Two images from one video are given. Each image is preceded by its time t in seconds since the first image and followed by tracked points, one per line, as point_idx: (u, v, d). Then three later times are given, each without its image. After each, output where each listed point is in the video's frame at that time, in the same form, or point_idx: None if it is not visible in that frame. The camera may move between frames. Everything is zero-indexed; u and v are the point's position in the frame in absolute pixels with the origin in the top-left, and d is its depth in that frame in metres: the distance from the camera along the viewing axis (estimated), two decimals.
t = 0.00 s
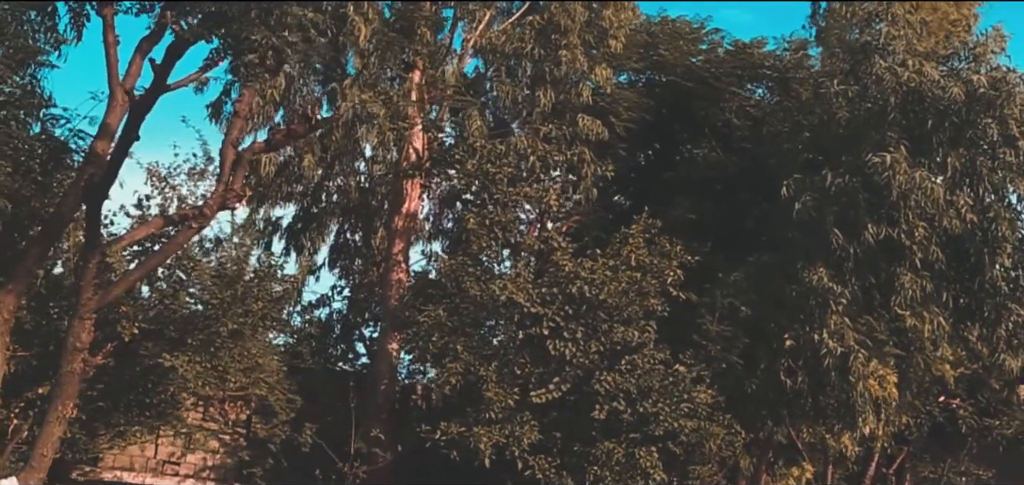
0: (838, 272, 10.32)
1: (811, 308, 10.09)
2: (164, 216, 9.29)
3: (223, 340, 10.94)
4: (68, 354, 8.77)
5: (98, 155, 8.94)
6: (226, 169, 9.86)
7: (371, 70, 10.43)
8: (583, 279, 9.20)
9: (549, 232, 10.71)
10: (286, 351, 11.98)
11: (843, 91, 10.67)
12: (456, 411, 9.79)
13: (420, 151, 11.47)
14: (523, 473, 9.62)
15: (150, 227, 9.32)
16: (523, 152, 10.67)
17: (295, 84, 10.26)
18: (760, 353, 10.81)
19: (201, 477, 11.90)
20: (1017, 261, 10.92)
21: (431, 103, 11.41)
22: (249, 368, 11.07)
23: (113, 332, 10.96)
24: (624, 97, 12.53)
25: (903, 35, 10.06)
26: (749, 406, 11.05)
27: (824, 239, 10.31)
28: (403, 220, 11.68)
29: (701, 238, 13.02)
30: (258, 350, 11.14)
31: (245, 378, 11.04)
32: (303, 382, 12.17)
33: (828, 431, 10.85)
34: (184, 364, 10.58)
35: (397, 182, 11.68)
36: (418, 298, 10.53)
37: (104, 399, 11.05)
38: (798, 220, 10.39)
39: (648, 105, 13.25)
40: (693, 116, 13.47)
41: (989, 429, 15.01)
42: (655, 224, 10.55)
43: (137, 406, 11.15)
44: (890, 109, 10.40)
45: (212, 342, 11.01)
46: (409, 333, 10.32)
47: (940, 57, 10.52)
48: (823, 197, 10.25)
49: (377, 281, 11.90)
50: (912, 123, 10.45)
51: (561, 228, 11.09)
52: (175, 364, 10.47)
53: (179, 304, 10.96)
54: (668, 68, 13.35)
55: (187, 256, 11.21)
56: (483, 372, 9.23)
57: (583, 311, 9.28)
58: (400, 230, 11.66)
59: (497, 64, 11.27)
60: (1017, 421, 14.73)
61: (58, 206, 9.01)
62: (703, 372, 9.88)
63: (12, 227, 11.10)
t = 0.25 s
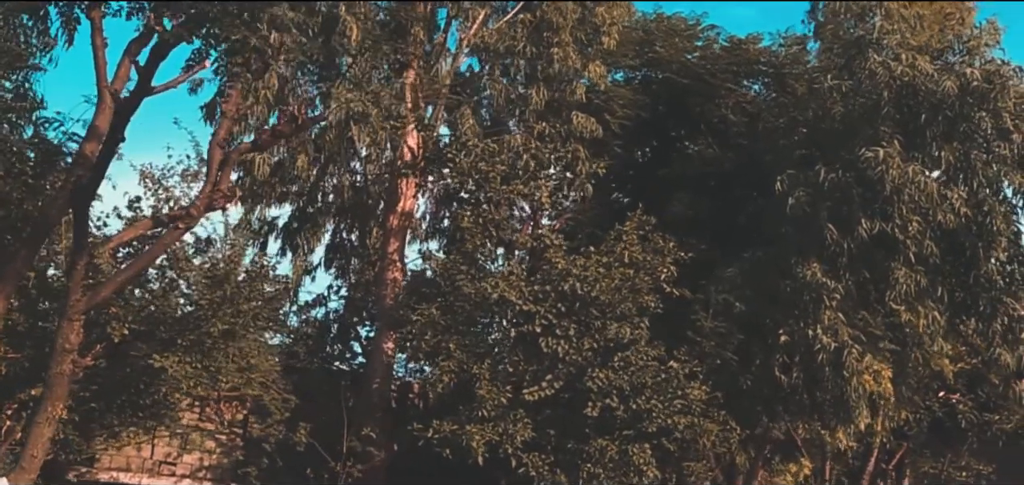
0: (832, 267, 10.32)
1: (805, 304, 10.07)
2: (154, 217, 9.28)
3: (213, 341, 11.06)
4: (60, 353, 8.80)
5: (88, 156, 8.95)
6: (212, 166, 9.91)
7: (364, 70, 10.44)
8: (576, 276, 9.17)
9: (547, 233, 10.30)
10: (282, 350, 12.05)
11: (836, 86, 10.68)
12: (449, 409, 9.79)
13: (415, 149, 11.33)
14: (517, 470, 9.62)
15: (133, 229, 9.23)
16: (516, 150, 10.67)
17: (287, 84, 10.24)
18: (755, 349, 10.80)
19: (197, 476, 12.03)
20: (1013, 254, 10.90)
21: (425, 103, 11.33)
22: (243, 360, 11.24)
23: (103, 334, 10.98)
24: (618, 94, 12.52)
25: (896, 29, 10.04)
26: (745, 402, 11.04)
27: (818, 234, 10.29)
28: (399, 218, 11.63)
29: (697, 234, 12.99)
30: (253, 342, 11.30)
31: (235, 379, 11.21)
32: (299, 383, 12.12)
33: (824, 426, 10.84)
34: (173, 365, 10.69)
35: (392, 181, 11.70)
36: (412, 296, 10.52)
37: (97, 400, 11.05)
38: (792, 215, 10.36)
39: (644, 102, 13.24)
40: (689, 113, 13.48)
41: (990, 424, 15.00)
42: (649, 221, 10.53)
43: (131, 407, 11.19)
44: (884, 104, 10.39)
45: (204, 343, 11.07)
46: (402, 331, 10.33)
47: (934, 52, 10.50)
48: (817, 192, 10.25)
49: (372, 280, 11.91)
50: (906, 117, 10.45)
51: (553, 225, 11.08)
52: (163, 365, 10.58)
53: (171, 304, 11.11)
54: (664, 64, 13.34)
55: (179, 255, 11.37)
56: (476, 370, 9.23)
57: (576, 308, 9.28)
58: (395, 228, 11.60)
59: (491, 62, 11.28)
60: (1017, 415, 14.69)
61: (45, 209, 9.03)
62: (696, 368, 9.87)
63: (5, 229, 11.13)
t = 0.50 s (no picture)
0: (825, 261, 10.31)
1: (797, 298, 10.05)
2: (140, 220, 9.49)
3: (204, 341, 10.98)
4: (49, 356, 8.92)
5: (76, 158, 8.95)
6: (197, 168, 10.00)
7: (355, 68, 10.43)
8: (567, 273, 9.17)
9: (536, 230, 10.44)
10: (277, 349, 12.00)
11: (829, 79, 10.65)
12: (441, 406, 9.79)
13: (409, 146, 11.23)
14: (510, 467, 9.63)
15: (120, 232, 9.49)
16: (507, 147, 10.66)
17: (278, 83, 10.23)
18: (749, 343, 10.79)
19: (194, 477, 11.90)
20: (1006, 246, 10.89)
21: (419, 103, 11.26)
22: (238, 360, 11.21)
23: (93, 335, 10.95)
24: (611, 89, 12.51)
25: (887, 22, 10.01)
26: (739, 396, 11.04)
27: (810, 228, 10.30)
28: (393, 216, 11.61)
29: (691, 230, 12.97)
30: (247, 342, 11.30)
31: (227, 379, 11.11)
32: (295, 381, 12.14)
33: (818, 420, 10.83)
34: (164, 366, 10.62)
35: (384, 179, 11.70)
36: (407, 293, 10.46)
37: (89, 402, 11.03)
38: (784, 209, 10.41)
39: (638, 98, 13.22)
40: (684, 108, 13.47)
41: (988, 415, 14.97)
42: (641, 216, 10.51)
43: (123, 408, 11.13)
44: (875, 97, 10.38)
45: (196, 344, 11.03)
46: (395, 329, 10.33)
47: (925, 44, 10.47)
48: (809, 186, 10.27)
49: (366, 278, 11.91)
50: (898, 110, 10.44)
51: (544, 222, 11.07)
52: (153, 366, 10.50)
53: (160, 306, 11.03)
54: (659, 59, 13.30)
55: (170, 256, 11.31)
56: (468, 368, 9.23)
57: (567, 305, 9.27)
58: (389, 226, 11.58)
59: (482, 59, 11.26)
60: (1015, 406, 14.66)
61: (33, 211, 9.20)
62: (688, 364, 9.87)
63: None
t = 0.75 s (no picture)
0: (814, 254, 10.35)
1: (787, 292, 10.07)
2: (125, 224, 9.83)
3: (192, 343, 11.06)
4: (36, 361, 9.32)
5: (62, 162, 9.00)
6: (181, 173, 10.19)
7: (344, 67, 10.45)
8: (555, 270, 9.21)
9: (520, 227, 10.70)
10: (271, 349, 11.91)
11: (819, 72, 10.64)
12: (432, 405, 9.84)
13: (400, 142, 11.04)
14: (501, 463, 9.66)
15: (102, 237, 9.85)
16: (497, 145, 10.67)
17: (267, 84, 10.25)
18: (740, 337, 10.83)
19: (189, 477, 11.89)
20: (997, 237, 10.90)
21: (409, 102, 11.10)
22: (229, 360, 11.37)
23: (82, 339, 10.98)
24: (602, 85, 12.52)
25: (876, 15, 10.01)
26: (731, 390, 11.06)
27: (800, 222, 10.31)
28: (384, 214, 11.77)
29: (685, 224, 12.96)
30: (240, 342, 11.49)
31: (214, 381, 11.25)
32: (288, 381, 12.02)
33: (811, 413, 10.87)
34: (148, 368, 10.76)
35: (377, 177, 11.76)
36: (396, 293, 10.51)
37: (79, 405, 11.28)
38: (775, 203, 10.35)
39: (630, 92, 13.23)
40: (676, 102, 13.44)
41: (985, 405, 14.98)
42: (631, 212, 10.53)
43: (115, 410, 11.33)
44: (864, 91, 10.38)
45: (186, 346, 11.10)
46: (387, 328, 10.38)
47: (914, 37, 10.45)
48: (799, 180, 10.25)
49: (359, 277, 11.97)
50: (887, 103, 10.43)
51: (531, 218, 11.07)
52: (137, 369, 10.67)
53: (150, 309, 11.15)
54: (650, 54, 13.32)
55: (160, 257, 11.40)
56: (459, 366, 9.27)
57: (556, 302, 9.30)
58: (381, 225, 11.74)
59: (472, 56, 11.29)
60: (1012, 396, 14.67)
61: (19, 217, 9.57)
62: (677, 358, 9.90)
63: None
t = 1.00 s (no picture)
0: (801, 248, 10.41)
1: (774, 286, 10.10)
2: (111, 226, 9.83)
3: (181, 343, 10.96)
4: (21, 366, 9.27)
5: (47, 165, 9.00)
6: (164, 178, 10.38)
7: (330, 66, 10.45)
8: (542, 267, 9.23)
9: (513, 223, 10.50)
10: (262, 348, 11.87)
11: (806, 66, 10.54)
12: (421, 402, 9.87)
13: (388, 139, 11.20)
14: (491, 460, 9.70)
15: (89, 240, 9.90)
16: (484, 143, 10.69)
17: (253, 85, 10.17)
18: (729, 332, 10.87)
19: (182, 477, 11.95)
20: (984, 228, 10.93)
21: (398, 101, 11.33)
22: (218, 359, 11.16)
23: (70, 342, 10.95)
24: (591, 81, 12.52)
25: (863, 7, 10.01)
26: (721, 383, 11.08)
27: (787, 216, 10.37)
28: (373, 213, 11.75)
29: (675, 219, 12.92)
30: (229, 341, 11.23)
31: (206, 381, 11.12)
32: (279, 381, 12.00)
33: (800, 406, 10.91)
34: (137, 370, 10.63)
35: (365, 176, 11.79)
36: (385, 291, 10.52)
37: (68, 407, 11.31)
38: (761, 197, 10.40)
39: (619, 88, 13.23)
40: (665, 94, 13.35)
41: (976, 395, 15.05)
42: (619, 208, 10.52)
43: (104, 412, 11.37)
44: (851, 83, 10.41)
45: (174, 347, 11.00)
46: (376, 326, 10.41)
47: (900, 29, 10.46)
48: (786, 173, 10.28)
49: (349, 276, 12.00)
50: (874, 95, 10.46)
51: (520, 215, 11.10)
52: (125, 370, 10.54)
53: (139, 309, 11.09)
54: (638, 49, 13.24)
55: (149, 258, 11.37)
56: (447, 364, 9.30)
57: (544, 299, 9.32)
58: (370, 223, 11.66)
59: (459, 53, 11.28)
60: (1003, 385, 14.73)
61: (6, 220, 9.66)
62: (665, 353, 9.94)
63: None
